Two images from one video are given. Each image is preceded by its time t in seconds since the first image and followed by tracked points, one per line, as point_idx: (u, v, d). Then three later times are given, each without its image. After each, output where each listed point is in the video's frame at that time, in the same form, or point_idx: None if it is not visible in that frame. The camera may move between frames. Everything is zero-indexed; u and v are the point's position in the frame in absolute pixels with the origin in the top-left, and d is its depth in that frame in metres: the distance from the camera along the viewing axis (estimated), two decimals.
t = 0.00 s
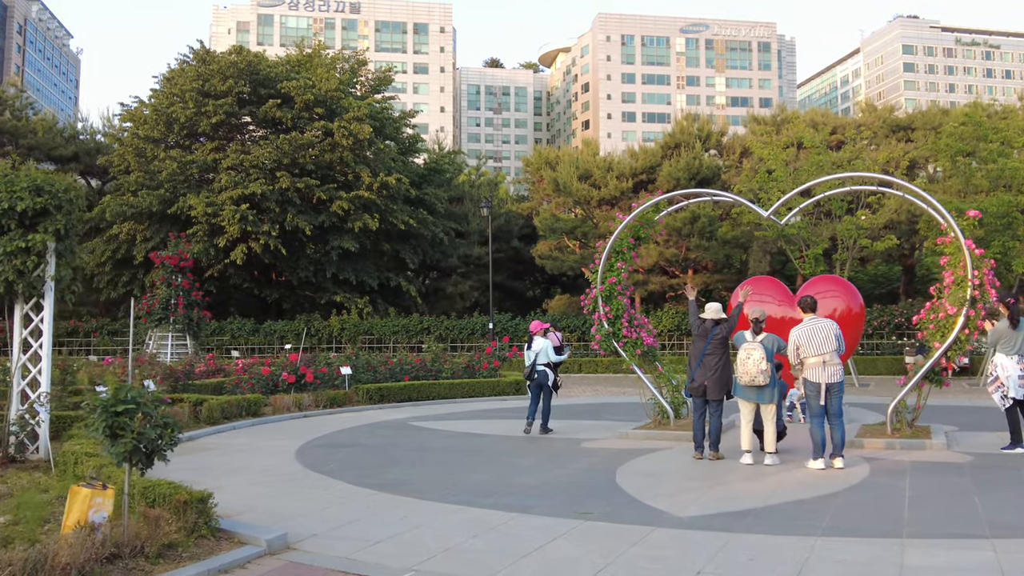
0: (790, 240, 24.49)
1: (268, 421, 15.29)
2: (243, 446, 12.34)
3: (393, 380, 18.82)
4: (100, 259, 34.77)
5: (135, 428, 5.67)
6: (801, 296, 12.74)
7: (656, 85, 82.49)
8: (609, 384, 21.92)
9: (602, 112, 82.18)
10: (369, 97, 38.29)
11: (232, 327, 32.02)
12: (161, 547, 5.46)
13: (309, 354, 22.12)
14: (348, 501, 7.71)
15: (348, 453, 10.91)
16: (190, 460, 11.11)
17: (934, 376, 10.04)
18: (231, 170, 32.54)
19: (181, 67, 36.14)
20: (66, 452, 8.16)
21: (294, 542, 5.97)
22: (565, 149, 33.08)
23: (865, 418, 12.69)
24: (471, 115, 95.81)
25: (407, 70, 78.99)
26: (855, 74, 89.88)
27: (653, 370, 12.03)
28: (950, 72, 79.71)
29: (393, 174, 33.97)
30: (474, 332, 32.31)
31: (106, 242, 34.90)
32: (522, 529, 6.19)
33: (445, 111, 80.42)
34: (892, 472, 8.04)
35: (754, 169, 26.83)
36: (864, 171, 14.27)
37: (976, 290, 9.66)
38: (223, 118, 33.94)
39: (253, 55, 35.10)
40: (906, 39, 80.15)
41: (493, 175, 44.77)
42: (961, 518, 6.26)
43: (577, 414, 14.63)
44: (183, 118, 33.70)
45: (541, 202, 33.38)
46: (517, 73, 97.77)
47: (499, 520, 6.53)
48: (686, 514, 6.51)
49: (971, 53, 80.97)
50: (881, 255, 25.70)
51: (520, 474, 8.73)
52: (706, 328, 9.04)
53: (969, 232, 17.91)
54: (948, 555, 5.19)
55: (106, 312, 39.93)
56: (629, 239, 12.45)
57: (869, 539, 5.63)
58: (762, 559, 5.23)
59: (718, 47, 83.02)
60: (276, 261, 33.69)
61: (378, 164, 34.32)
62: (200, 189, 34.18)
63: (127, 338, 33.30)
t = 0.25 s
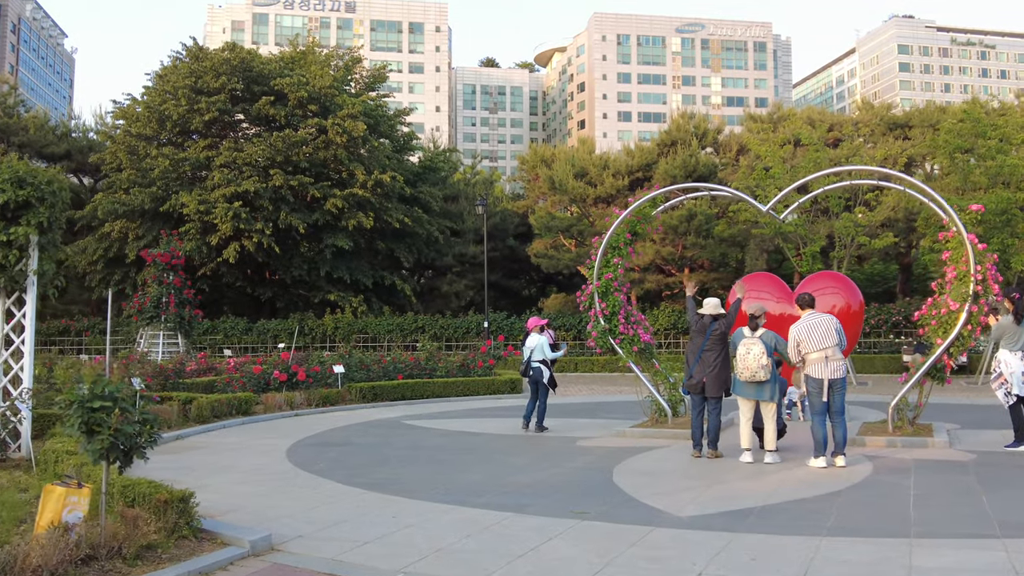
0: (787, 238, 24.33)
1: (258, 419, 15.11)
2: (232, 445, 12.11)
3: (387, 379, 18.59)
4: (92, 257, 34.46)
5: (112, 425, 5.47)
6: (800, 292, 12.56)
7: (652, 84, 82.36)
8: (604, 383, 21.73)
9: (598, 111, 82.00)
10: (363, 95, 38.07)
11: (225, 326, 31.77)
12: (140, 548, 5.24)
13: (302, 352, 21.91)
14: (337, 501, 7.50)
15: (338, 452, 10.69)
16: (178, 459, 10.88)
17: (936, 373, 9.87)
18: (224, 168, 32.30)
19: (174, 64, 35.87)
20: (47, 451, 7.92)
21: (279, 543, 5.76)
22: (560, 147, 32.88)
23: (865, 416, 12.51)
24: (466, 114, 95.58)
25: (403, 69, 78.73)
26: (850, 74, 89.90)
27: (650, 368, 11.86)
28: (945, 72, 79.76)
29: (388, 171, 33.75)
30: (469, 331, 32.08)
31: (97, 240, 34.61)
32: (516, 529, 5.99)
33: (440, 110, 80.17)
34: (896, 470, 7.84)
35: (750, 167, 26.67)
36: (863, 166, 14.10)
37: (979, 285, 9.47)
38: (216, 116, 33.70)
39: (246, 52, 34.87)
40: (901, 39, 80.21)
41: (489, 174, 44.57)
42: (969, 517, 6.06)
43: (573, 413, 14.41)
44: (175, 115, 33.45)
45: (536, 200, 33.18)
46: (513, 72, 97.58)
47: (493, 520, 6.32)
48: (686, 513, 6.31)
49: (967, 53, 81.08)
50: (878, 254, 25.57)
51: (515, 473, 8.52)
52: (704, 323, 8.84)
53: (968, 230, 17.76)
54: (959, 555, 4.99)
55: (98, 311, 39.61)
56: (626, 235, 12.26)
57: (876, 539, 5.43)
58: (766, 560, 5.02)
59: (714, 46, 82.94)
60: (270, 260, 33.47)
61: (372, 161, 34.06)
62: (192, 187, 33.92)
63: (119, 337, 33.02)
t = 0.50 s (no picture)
0: (781, 238, 24.21)
1: (246, 421, 14.88)
2: (220, 447, 11.88)
3: (379, 379, 18.37)
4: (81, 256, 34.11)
5: (85, 429, 5.25)
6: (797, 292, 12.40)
7: (646, 84, 82.24)
8: (598, 383, 21.56)
9: (592, 111, 81.85)
10: (356, 93, 37.82)
11: (215, 325, 31.49)
12: (116, 558, 5.05)
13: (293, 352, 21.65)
14: (325, 506, 7.29)
15: (328, 455, 10.48)
16: (163, 462, 10.66)
17: (936, 375, 9.71)
18: (215, 166, 32.01)
19: (164, 60, 35.54)
20: (24, 454, 7.70)
21: (261, 553, 5.56)
22: (554, 146, 32.69)
23: (863, 417, 12.35)
24: (460, 114, 95.33)
25: (396, 68, 78.45)
26: (843, 74, 90.00)
27: (644, 369, 11.66)
28: (938, 72, 79.89)
29: (380, 170, 33.47)
30: (463, 331, 31.85)
31: (86, 239, 34.27)
32: (509, 537, 5.79)
33: (434, 109, 79.85)
34: (897, 474, 7.68)
35: (745, 166, 26.53)
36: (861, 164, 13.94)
37: (980, 285, 9.33)
38: (206, 113, 33.37)
39: (238, 49, 34.59)
40: (895, 39, 80.34)
41: (482, 173, 44.34)
42: (977, 523, 5.87)
43: (566, 414, 14.23)
44: (165, 113, 33.13)
45: (530, 199, 32.98)
46: (507, 72, 97.35)
47: (484, 527, 6.12)
48: (684, 520, 6.12)
49: (960, 53, 81.28)
50: (873, 254, 25.47)
51: (508, 477, 8.33)
52: (701, 323, 8.64)
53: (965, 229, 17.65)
54: (969, 565, 4.81)
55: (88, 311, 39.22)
56: (621, 233, 12.07)
57: (882, 548, 5.24)
58: (770, 570, 4.82)
59: (708, 46, 82.91)
60: (261, 259, 33.21)
61: (365, 160, 33.78)
62: (183, 185, 33.61)
63: (108, 336, 32.68)
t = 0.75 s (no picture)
0: (774, 238, 24.08)
1: (232, 424, 14.65)
2: (203, 450, 11.64)
3: (367, 381, 18.13)
4: (67, 256, 33.71)
5: (51, 437, 5.02)
6: (791, 292, 12.24)
7: (638, 84, 82.20)
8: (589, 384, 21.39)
9: (584, 111, 81.73)
10: (346, 91, 37.54)
11: (203, 326, 31.21)
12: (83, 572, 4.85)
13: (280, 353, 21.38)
14: (307, 514, 7.08)
15: (313, 459, 10.26)
16: (144, 467, 10.42)
17: (931, 377, 9.58)
18: (203, 164, 31.71)
19: (152, 58, 35.18)
20: None
21: (237, 565, 5.37)
22: (546, 146, 32.48)
23: (856, 419, 12.20)
24: (452, 114, 95.09)
25: (387, 67, 78.13)
26: (834, 74, 90.18)
27: (636, 370, 11.47)
28: (929, 73, 80.14)
29: (370, 169, 33.22)
30: (453, 331, 31.61)
31: (73, 238, 33.89)
32: (495, 546, 5.59)
33: (426, 109, 79.58)
34: (893, 479, 7.51)
35: (737, 165, 26.41)
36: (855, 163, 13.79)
37: (976, 286, 9.20)
38: (194, 111, 33.04)
39: (226, 46, 34.27)
40: (885, 40, 80.56)
41: (473, 172, 44.10)
42: (977, 531, 5.70)
43: (557, 416, 14.03)
44: (153, 110, 32.77)
45: (522, 198, 32.76)
46: (498, 71, 97.12)
47: (470, 536, 5.92)
48: (676, 528, 5.93)
49: (950, 54, 81.58)
50: (865, 254, 25.39)
51: (496, 482, 8.13)
52: (694, 325, 8.47)
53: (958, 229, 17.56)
54: None
55: (74, 310, 38.81)
56: (613, 233, 11.88)
57: (881, 558, 5.05)
58: None
59: (699, 46, 82.95)
60: (249, 258, 32.92)
61: (355, 159, 33.50)
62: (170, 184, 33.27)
63: (95, 337, 32.31)
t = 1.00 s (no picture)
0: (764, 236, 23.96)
1: (214, 423, 14.40)
2: (182, 450, 11.39)
3: (353, 380, 17.89)
4: (51, 254, 33.29)
5: (9, 435, 4.80)
6: (781, 290, 12.10)
7: (628, 84, 82.17)
8: (578, 383, 21.21)
9: (574, 111, 81.60)
10: (334, 88, 37.25)
11: (189, 325, 30.91)
12: None
13: (266, 352, 21.11)
14: (283, 516, 6.86)
15: (293, 460, 10.04)
16: (120, 467, 10.16)
17: (924, 375, 9.45)
18: (189, 161, 31.40)
19: (138, 54, 34.80)
20: None
21: (205, 569, 5.17)
22: (535, 144, 32.29)
23: (847, 418, 12.06)
24: (442, 113, 94.80)
25: (377, 66, 77.78)
26: (824, 74, 90.42)
27: (624, 369, 11.29)
28: (918, 73, 80.43)
29: (358, 166, 32.95)
30: (441, 330, 31.36)
31: (57, 236, 33.50)
32: (475, 549, 5.39)
33: (416, 108, 79.29)
34: (886, 478, 7.35)
35: (728, 164, 26.30)
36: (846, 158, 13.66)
37: (969, 283, 9.07)
38: (180, 107, 32.68)
39: (213, 42, 33.93)
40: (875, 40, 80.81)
41: (463, 170, 43.86)
42: (972, 532, 5.53)
43: (545, 415, 13.83)
44: (138, 107, 32.39)
45: (511, 196, 32.56)
46: (489, 70, 96.84)
47: (450, 538, 5.71)
48: (663, 530, 5.74)
49: (940, 55, 81.93)
50: (855, 253, 25.32)
51: (479, 483, 7.93)
52: (681, 321, 8.28)
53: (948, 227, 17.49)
54: None
55: (59, 309, 38.36)
56: (601, 229, 11.68)
57: (874, 561, 4.88)
58: None
59: (690, 46, 82.98)
60: (236, 256, 32.62)
61: (343, 156, 33.22)
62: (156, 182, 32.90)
63: (79, 336, 31.90)
